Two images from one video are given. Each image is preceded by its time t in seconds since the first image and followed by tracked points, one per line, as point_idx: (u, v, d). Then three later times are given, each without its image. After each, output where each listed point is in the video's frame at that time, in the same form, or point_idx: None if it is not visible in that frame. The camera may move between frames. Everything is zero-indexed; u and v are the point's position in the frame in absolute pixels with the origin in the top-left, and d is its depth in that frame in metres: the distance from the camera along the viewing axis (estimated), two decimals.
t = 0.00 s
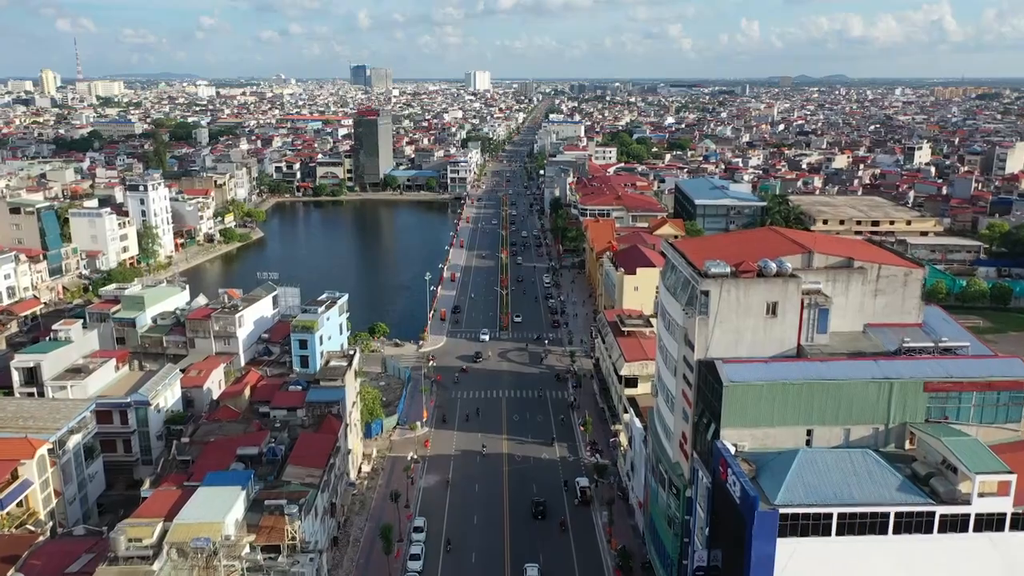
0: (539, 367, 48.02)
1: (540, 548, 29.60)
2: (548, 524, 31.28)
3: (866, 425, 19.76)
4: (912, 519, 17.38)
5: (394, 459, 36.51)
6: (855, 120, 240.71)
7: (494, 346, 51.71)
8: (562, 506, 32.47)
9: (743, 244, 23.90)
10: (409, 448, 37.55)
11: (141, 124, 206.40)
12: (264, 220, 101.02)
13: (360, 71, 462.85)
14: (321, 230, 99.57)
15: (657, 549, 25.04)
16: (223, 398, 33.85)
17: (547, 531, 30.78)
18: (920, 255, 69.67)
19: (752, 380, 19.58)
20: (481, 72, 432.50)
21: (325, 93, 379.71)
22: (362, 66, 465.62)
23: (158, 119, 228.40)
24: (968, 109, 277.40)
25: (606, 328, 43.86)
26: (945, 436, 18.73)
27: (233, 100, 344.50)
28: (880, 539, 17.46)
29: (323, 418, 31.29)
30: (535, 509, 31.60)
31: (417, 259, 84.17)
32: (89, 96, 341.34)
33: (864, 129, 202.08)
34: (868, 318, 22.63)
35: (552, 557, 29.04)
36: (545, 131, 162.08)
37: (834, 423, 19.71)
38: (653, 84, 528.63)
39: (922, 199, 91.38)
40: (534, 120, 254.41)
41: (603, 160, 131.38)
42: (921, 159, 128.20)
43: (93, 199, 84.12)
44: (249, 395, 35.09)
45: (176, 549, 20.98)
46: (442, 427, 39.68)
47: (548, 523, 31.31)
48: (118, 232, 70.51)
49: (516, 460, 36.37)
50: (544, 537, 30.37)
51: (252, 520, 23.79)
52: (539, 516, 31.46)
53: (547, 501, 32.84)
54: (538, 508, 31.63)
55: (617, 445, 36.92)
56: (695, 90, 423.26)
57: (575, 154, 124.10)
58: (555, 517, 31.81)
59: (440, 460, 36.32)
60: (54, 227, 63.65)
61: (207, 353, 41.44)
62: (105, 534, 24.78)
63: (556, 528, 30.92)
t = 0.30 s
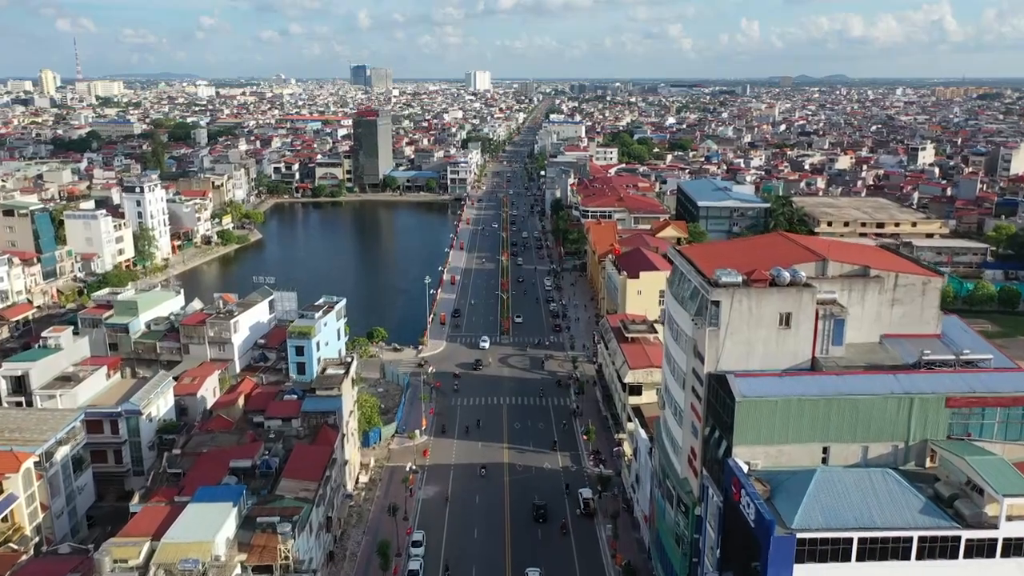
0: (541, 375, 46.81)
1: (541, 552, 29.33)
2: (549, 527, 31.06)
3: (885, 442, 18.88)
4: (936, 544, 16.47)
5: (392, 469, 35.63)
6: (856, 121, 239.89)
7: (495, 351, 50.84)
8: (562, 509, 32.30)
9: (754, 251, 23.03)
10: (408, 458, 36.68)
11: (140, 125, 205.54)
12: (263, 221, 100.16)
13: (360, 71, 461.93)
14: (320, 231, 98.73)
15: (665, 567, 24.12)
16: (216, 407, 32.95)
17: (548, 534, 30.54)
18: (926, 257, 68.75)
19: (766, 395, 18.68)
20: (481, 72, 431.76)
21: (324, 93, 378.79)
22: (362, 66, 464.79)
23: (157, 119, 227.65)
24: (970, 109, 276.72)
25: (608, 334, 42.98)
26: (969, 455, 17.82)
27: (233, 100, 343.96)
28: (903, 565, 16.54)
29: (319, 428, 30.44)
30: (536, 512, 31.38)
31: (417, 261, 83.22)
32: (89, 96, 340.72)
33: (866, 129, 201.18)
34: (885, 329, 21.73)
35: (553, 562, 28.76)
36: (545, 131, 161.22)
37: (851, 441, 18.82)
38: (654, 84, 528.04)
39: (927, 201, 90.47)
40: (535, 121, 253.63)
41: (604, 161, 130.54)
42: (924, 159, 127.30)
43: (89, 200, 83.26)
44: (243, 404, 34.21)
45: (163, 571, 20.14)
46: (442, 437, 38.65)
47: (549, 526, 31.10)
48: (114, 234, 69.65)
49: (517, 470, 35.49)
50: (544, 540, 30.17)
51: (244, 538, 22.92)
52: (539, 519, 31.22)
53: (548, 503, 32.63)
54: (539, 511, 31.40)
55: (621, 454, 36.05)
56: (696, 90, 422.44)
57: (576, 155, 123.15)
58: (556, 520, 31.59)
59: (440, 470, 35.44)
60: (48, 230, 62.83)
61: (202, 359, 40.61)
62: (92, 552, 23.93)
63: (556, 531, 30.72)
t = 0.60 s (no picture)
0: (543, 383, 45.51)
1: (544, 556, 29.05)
2: (550, 530, 30.84)
3: (905, 462, 17.96)
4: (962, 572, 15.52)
5: (390, 479, 34.71)
6: (857, 121, 239.13)
7: (496, 355, 49.98)
8: (563, 514, 31.95)
9: (765, 258, 22.15)
10: (406, 468, 35.78)
11: (139, 125, 204.76)
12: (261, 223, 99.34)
13: (360, 71, 461.20)
14: (319, 233, 97.93)
15: None
16: (209, 417, 32.05)
17: (550, 539, 30.18)
18: (932, 260, 67.89)
19: (780, 412, 17.77)
20: (481, 73, 431.24)
21: (324, 93, 377.89)
22: (362, 66, 463.95)
23: (156, 119, 226.79)
24: (971, 109, 276.38)
25: (611, 340, 42.07)
26: (994, 475, 16.88)
27: (232, 100, 343.52)
28: None
29: (314, 440, 29.53)
30: (537, 515, 31.21)
31: (417, 263, 82.29)
32: (88, 96, 340.25)
33: (868, 130, 200.47)
34: (903, 340, 20.83)
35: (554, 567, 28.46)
36: (546, 132, 160.39)
37: (869, 459, 17.92)
38: (654, 84, 527.26)
39: (931, 202, 89.62)
40: (535, 121, 252.90)
41: (605, 162, 129.78)
42: (927, 160, 126.45)
43: (85, 201, 82.42)
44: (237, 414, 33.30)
45: None
46: (442, 447, 37.64)
47: (550, 529, 30.85)
48: (110, 236, 68.80)
49: (518, 480, 34.59)
50: (545, 543, 29.91)
51: (234, 558, 22.05)
52: (540, 522, 31.03)
53: (549, 507, 32.36)
54: (539, 514, 31.18)
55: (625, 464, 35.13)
56: (696, 90, 421.71)
57: (577, 155, 122.23)
58: (557, 523, 31.36)
59: (440, 480, 34.55)
60: (41, 232, 62.01)
61: (196, 366, 39.79)
62: (77, 571, 23.01)
63: (557, 534, 30.54)
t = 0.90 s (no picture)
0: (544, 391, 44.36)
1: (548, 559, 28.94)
2: (551, 534, 30.57)
3: (928, 483, 17.07)
4: None
5: (388, 490, 33.86)
6: (859, 121, 238.29)
7: (496, 361, 49.10)
8: (565, 519, 31.56)
9: (779, 266, 21.30)
10: (405, 478, 34.90)
11: (138, 126, 203.98)
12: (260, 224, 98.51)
13: (360, 71, 460.47)
14: (319, 234, 97.12)
15: None
16: (202, 427, 31.16)
17: (553, 545, 29.86)
18: (938, 262, 66.98)
19: (797, 430, 16.89)
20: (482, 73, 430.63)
21: (323, 94, 377.02)
22: (362, 66, 463.29)
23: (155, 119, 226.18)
24: (973, 109, 275.66)
25: (614, 346, 41.20)
26: None
27: (232, 100, 342.93)
28: None
29: (310, 452, 28.65)
30: (539, 518, 30.98)
31: (417, 265, 81.42)
32: (88, 96, 339.65)
33: (870, 130, 199.50)
34: (922, 352, 19.93)
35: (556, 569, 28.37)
36: (546, 133, 159.54)
37: (890, 480, 17.03)
38: (655, 84, 526.39)
39: (936, 203, 88.68)
40: (536, 121, 252.07)
41: (606, 162, 128.96)
42: (931, 161, 125.53)
43: (81, 203, 81.59)
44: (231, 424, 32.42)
45: None
46: (441, 458, 36.65)
47: (551, 533, 30.58)
48: (105, 239, 67.93)
49: (519, 491, 33.71)
50: (545, 548, 29.64)
51: None
52: (542, 525, 30.80)
53: (550, 511, 32.05)
54: (540, 518, 30.95)
55: (629, 475, 34.26)
56: (697, 90, 420.85)
57: (578, 156, 121.30)
58: (558, 527, 31.06)
59: (439, 491, 33.69)
60: (35, 235, 61.18)
61: (190, 373, 38.93)
62: None
63: (558, 537, 30.35)
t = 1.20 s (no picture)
0: (546, 399, 43.34)
1: (550, 561, 28.81)
2: (552, 537, 30.39)
3: (953, 506, 16.20)
4: None
5: (386, 502, 32.99)
6: (860, 121, 237.48)
7: (497, 366, 48.17)
8: (565, 522, 31.34)
9: (792, 275, 20.43)
10: (404, 489, 33.99)
11: (136, 126, 203.17)
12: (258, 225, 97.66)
13: (360, 71, 459.80)
14: (318, 236, 96.30)
15: None
16: (193, 438, 30.25)
17: (553, 547, 29.69)
18: (944, 265, 66.12)
19: (815, 451, 15.97)
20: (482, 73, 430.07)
21: (323, 94, 376.16)
22: (362, 66, 462.45)
23: (154, 119, 225.36)
24: (974, 109, 274.96)
25: (617, 351, 40.29)
26: None
27: (231, 100, 342.31)
28: None
29: (304, 464, 27.71)
30: (540, 522, 30.81)
31: (417, 267, 80.51)
32: (87, 96, 338.93)
33: (871, 130, 198.69)
34: (943, 366, 19.05)
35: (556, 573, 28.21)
36: (547, 133, 158.69)
37: (913, 502, 16.15)
38: (656, 85, 525.77)
39: (940, 205, 87.90)
40: (536, 121, 251.22)
41: (607, 163, 128.13)
42: (935, 162, 124.67)
43: (77, 204, 80.70)
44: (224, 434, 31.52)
45: None
46: (441, 469, 35.69)
47: (552, 536, 30.41)
48: (100, 241, 67.01)
49: (520, 502, 32.80)
50: (546, 553, 29.32)
51: None
52: (543, 528, 30.62)
53: (550, 515, 31.78)
54: (541, 521, 30.73)
55: (633, 486, 33.36)
56: (697, 90, 420.09)
57: (579, 156, 120.49)
58: (558, 530, 30.87)
59: (438, 503, 32.83)
60: (28, 237, 60.29)
61: (184, 380, 38.07)
62: None
63: (560, 541, 30.10)
